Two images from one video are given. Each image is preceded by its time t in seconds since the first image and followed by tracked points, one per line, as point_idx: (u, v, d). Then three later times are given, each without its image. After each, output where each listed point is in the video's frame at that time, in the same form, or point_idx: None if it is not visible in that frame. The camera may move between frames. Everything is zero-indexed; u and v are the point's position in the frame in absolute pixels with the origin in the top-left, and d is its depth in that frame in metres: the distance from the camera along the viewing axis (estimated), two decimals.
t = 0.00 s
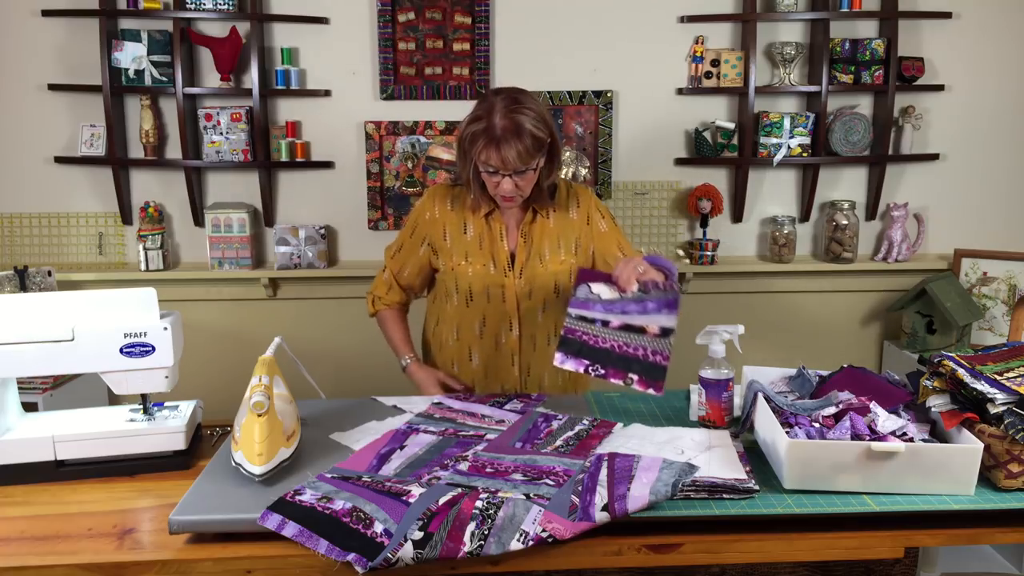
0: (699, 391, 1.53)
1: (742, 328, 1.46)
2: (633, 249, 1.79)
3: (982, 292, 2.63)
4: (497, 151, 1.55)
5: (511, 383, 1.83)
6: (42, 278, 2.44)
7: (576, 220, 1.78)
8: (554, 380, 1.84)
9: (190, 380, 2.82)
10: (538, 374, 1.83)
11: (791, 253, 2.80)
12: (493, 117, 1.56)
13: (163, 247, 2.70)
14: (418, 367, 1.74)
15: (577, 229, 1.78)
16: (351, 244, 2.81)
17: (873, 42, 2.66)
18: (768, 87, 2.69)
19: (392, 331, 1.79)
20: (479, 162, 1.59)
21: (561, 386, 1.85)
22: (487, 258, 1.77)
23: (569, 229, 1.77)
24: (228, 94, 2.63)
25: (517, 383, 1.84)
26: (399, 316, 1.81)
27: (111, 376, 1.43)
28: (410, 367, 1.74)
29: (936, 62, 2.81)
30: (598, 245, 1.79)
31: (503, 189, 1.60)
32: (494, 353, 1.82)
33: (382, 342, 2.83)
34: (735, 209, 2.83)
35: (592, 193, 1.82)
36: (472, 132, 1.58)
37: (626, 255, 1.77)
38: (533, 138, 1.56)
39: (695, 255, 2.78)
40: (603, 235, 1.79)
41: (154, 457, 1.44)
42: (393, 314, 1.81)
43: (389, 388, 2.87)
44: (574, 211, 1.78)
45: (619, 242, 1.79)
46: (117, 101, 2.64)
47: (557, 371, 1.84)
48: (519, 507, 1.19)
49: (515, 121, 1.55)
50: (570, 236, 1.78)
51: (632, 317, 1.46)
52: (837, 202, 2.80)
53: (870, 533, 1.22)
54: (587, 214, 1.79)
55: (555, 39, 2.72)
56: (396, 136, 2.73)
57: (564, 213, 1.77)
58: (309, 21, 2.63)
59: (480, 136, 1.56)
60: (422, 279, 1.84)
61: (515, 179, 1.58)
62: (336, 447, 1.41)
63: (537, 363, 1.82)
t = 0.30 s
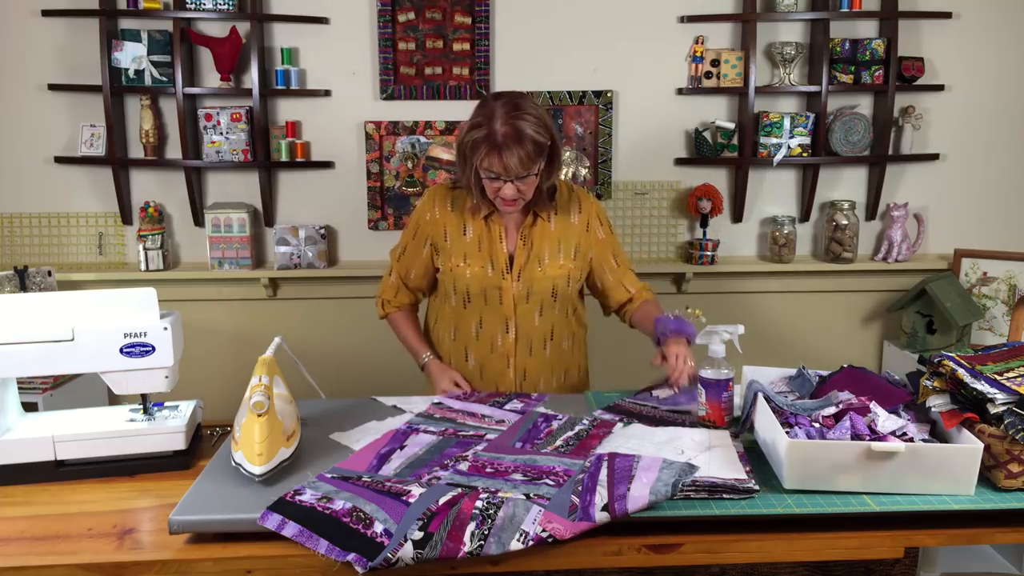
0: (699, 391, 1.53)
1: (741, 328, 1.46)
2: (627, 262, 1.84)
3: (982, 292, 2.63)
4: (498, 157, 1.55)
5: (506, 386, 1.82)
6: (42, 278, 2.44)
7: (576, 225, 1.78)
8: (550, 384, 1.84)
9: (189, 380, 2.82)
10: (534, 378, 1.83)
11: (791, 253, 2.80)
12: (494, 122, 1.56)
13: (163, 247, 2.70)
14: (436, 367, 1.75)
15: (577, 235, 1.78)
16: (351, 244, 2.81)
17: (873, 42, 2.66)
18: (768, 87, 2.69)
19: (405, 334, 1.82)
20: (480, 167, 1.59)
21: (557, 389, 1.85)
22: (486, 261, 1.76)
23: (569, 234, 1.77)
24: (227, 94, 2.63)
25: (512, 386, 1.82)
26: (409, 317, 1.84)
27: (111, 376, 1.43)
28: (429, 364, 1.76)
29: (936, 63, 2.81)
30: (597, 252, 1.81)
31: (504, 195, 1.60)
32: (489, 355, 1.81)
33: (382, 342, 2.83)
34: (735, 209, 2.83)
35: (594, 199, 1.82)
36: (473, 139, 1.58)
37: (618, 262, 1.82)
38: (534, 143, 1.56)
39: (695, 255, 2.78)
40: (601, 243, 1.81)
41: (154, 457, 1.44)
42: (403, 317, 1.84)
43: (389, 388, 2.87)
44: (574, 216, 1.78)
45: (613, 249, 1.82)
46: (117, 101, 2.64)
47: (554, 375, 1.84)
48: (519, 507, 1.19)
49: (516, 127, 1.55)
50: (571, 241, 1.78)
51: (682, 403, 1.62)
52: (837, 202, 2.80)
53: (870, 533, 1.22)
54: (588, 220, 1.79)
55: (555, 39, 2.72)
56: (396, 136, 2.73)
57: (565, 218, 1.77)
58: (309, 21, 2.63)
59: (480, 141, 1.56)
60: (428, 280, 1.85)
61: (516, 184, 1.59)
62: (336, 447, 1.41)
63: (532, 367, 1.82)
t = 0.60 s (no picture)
0: (699, 392, 1.53)
1: (741, 328, 1.46)
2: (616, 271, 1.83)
3: (982, 292, 2.63)
4: (501, 147, 1.55)
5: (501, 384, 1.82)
6: (42, 278, 2.44)
7: (576, 226, 1.78)
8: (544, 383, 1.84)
9: (189, 380, 2.82)
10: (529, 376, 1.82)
11: (791, 253, 2.80)
12: (496, 114, 1.57)
13: (163, 247, 2.70)
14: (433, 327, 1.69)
15: (577, 235, 1.78)
16: (351, 244, 2.81)
17: (873, 42, 2.66)
18: (768, 87, 2.69)
19: (398, 310, 1.76)
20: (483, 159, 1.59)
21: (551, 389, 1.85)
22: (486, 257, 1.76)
23: (569, 234, 1.77)
24: (227, 93, 2.63)
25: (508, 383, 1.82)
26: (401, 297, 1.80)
27: (111, 376, 1.43)
28: (424, 329, 1.69)
29: (936, 63, 2.81)
30: (594, 255, 1.80)
31: (506, 187, 1.59)
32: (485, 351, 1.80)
33: (382, 342, 2.83)
34: (735, 209, 2.83)
35: (594, 201, 1.82)
36: (476, 129, 1.58)
37: (609, 270, 1.82)
38: (537, 135, 1.56)
39: (695, 255, 2.78)
40: (598, 246, 1.80)
41: (154, 457, 1.44)
42: (396, 297, 1.79)
43: (389, 388, 2.88)
44: (575, 217, 1.78)
45: (609, 255, 1.82)
46: (117, 101, 2.64)
47: (550, 374, 1.84)
48: (519, 507, 1.19)
49: (519, 118, 1.55)
50: (571, 242, 1.77)
51: (682, 406, 1.62)
52: (837, 202, 2.80)
53: (870, 533, 1.22)
54: (588, 222, 1.79)
55: (555, 39, 2.72)
56: (396, 136, 2.73)
57: (566, 218, 1.77)
58: (309, 21, 2.63)
59: (483, 132, 1.57)
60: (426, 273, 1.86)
61: (518, 176, 1.58)
62: (336, 447, 1.41)
63: (527, 366, 1.82)
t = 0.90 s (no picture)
0: (700, 392, 1.53)
1: (741, 328, 1.46)
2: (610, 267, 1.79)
3: (982, 292, 2.63)
4: (500, 134, 1.56)
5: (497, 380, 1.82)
6: (42, 278, 2.44)
7: (573, 224, 1.78)
8: (539, 380, 1.84)
9: (189, 381, 2.82)
10: (524, 372, 1.82)
11: (791, 253, 2.80)
12: (496, 103, 1.58)
13: (163, 247, 2.70)
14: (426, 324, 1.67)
15: (574, 233, 1.78)
16: (351, 244, 2.81)
17: (873, 42, 2.66)
18: (768, 87, 2.69)
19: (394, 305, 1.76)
20: (482, 149, 1.60)
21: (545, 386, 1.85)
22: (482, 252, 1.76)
23: (565, 232, 1.77)
24: (227, 93, 2.63)
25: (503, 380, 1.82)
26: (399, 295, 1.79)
27: (111, 376, 1.43)
28: (419, 325, 1.68)
29: (936, 63, 2.81)
30: (589, 255, 1.79)
31: (505, 177, 1.60)
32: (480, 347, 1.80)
33: (382, 343, 2.83)
34: (735, 209, 2.83)
35: (592, 200, 1.82)
36: (476, 118, 1.60)
37: (600, 272, 1.78)
38: (535, 125, 1.56)
39: (695, 255, 2.78)
40: (593, 245, 1.79)
41: (154, 457, 1.44)
42: (393, 295, 1.78)
43: (389, 388, 2.88)
44: (572, 215, 1.78)
45: (603, 254, 1.79)
46: (117, 101, 2.64)
47: (544, 371, 1.84)
48: (519, 507, 1.19)
49: (518, 107, 1.56)
50: (568, 239, 1.77)
51: (682, 406, 1.62)
52: (837, 202, 2.80)
53: (870, 533, 1.22)
54: (585, 220, 1.79)
55: (555, 39, 2.72)
56: (396, 136, 2.72)
57: (563, 214, 1.77)
58: (309, 21, 2.63)
59: (482, 122, 1.57)
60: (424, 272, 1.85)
61: (517, 166, 1.59)
62: (336, 447, 1.41)
63: (521, 361, 1.81)
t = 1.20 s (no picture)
0: (700, 392, 1.53)
1: (741, 328, 1.46)
2: (609, 262, 1.78)
3: (982, 292, 2.63)
4: (494, 130, 1.56)
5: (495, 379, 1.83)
6: (42, 277, 2.44)
7: (570, 223, 1.77)
8: (537, 379, 1.84)
9: (189, 381, 2.82)
10: (521, 372, 1.82)
11: (791, 253, 2.80)
12: (491, 98, 1.58)
13: (163, 247, 2.70)
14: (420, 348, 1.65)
15: (570, 232, 1.77)
16: (351, 244, 2.81)
17: (873, 42, 2.66)
18: (768, 87, 2.69)
19: (395, 325, 1.75)
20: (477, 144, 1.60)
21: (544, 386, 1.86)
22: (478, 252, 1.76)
23: (561, 230, 1.76)
24: (227, 93, 2.63)
25: (502, 380, 1.83)
26: (401, 312, 1.79)
27: (111, 376, 1.43)
28: (413, 349, 1.66)
29: (936, 63, 2.81)
30: (584, 253, 1.77)
31: (500, 172, 1.60)
32: (478, 346, 1.81)
33: (382, 343, 2.83)
34: (735, 209, 2.83)
35: (589, 198, 1.82)
36: (471, 114, 1.60)
37: (594, 269, 1.76)
38: (530, 121, 1.56)
39: (695, 255, 2.78)
40: (587, 243, 1.77)
41: (154, 457, 1.44)
42: (395, 311, 1.78)
43: (389, 388, 2.88)
44: (568, 214, 1.78)
45: (600, 251, 1.78)
46: (117, 101, 2.64)
47: (542, 370, 1.84)
48: (519, 507, 1.19)
49: (513, 102, 1.56)
50: (564, 238, 1.76)
51: (683, 405, 1.62)
52: (837, 202, 2.80)
53: (870, 533, 1.22)
54: (581, 219, 1.78)
55: (555, 39, 2.72)
56: (396, 136, 2.72)
57: (559, 213, 1.77)
58: (309, 21, 2.63)
59: (477, 117, 1.58)
60: (424, 278, 1.84)
61: (512, 161, 1.59)
62: (336, 447, 1.41)
63: (518, 361, 1.82)
